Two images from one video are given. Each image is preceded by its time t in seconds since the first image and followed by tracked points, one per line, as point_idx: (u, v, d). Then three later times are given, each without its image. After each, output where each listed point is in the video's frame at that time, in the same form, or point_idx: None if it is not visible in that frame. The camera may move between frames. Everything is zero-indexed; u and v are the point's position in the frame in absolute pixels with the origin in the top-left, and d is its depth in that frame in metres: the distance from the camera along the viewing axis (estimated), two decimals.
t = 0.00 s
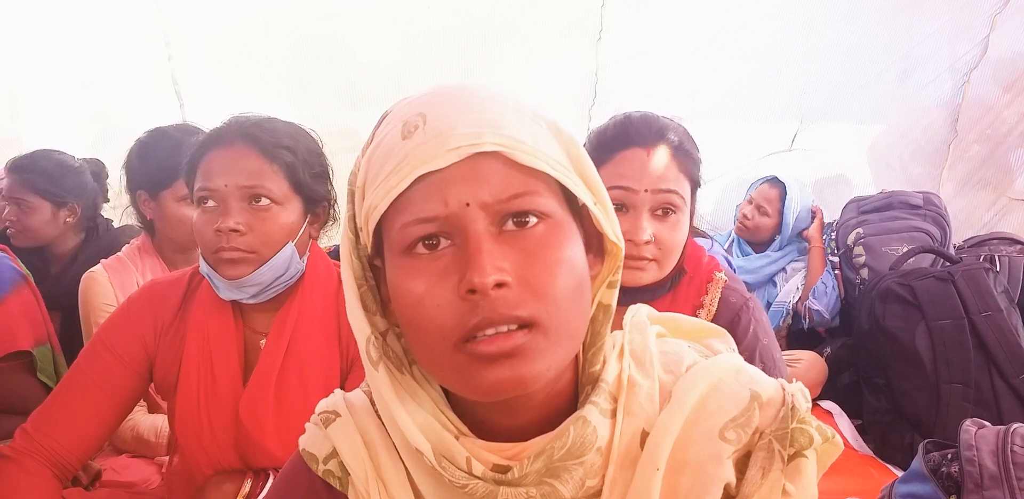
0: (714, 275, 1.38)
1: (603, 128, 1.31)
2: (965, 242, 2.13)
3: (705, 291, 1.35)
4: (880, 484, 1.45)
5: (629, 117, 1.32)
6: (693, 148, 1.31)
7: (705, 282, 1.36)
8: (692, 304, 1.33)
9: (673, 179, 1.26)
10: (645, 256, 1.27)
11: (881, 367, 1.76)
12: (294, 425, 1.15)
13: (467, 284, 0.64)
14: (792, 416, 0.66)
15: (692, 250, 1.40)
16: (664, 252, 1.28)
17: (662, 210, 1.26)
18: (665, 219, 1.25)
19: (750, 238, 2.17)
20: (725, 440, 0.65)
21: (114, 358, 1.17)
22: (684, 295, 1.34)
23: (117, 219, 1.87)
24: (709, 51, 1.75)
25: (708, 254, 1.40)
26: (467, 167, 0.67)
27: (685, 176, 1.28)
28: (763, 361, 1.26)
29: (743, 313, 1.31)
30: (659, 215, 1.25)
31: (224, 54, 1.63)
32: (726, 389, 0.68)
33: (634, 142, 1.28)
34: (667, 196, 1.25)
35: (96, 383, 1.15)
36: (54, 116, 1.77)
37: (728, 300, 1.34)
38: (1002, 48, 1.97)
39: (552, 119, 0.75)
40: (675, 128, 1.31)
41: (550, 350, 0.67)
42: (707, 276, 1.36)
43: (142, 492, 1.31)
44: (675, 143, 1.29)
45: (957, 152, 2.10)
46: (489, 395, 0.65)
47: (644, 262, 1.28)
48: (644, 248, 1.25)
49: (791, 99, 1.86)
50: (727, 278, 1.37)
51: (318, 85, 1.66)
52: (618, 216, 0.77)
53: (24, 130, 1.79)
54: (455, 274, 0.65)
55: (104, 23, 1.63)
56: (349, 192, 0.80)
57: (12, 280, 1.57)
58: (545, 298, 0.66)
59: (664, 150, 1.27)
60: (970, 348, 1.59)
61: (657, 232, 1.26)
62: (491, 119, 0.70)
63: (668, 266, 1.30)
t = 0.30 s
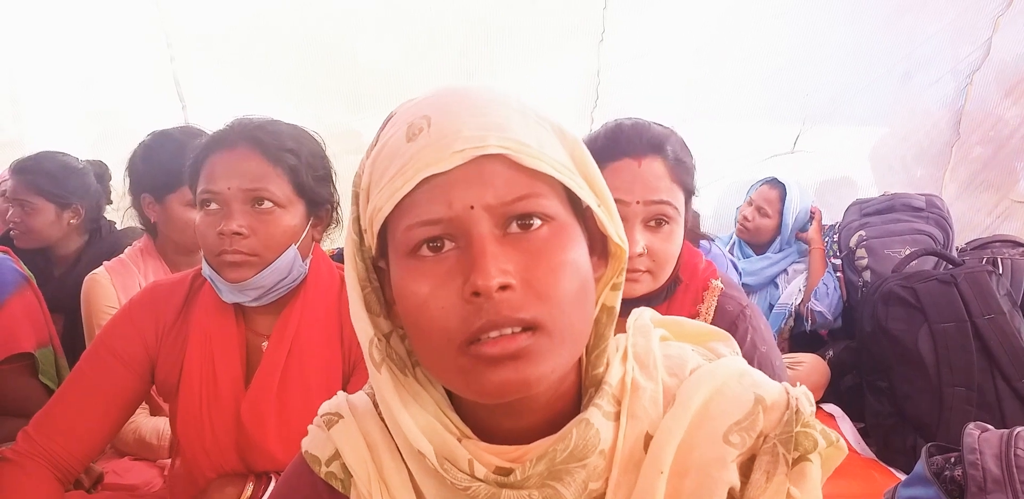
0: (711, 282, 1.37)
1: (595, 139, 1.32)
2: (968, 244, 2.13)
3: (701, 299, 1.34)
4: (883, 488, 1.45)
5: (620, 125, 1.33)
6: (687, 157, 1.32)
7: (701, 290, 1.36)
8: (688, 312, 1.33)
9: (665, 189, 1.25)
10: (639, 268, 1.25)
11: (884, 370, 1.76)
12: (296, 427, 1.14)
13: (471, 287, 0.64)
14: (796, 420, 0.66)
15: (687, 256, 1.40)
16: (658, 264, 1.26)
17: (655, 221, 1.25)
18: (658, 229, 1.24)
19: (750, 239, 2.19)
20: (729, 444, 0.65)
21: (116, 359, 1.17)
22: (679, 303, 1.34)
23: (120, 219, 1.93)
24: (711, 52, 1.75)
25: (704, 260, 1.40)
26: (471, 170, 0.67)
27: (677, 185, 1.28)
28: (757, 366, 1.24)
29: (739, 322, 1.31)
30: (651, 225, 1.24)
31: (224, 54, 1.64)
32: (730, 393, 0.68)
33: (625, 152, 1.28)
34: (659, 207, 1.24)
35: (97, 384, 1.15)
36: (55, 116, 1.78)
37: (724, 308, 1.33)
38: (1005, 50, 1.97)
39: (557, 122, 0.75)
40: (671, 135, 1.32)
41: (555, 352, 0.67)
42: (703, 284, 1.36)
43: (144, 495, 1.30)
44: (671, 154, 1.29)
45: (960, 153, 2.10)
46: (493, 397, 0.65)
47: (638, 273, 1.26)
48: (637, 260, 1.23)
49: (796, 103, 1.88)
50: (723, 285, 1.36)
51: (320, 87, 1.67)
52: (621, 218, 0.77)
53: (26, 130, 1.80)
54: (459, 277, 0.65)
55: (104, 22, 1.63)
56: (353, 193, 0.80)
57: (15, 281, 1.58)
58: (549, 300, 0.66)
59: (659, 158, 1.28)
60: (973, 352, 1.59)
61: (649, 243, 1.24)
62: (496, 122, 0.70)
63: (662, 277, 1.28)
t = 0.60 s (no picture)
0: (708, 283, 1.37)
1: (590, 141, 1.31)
2: (967, 243, 2.13)
3: (699, 300, 1.35)
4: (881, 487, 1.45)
5: (615, 125, 1.33)
6: (683, 160, 1.33)
7: (698, 290, 1.36)
8: (686, 312, 1.34)
9: (660, 191, 1.25)
10: (634, 272, 1.25)
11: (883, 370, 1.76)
12: (297, 427, 1.14)
13: (482, 277, 0.63)
14: (797, 417, 0.66)
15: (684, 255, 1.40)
16: (654, 267, 1.26)
17: (649, 223, 1.25)
18: (653, 232, 1.24)
19: (750, 238, 2.17)
20: (731, 442, 0.65)
21: (115, 356, 1.17)
22: (676, 305, 1.35)
23: (120, 218, 1.90)
24: (711, 52, 1.76)
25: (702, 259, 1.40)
26: (475, 161, 0.67)
27: (673, 187, 1.28)
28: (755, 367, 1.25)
29: (736, 323, 1.30)
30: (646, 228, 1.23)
31: (224, 54, 1.64)
32: (730, 391, 0.68)
33: (619, 155, 1.28)
34: (654, 209, 1.24)
35: (97, 382, 1.15)
36: (55, 115, 1.77)
37: (722, 309, 1.34)
38: (1005, 50, 1.98)
39: (554, 119, 0.75)
40: (666, 135, 1.32)
41: (570, 347, 0.67)
42: (700, 284, 1.36)
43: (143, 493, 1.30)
44: (667, 157, 1.29)
45: (959, 152, 2.10)
46: (509, 394, 0.65)
47: (635, 277, 1.27)
48: (633, 263, 1.24)
49: (795, 103, 1.88)
50: (721, 286, 1.36)
51: (320, 87, 1.67)
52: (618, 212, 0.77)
53: (27, 129, 1.80)
54: (469, 270, 0.65)
55: (105, 22, 1.63)
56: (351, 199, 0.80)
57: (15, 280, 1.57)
58: (559, 292, 0.66)
59: (654, 159, 1.28)
60: (972, 351, 1.59)
61: (644, 246, 1.25)
62: (496, 116, 0.70)
63: (658, 280, 1.28)
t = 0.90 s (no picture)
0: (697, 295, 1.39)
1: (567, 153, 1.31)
2: (967, 243, 2.13)
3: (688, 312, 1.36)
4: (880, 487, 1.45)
5: (590, 139, 1.32)
6: (660, 173, 1.32)
7: (687, 303, 1.37)
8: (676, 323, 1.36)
9: (638, 208, 1.26)
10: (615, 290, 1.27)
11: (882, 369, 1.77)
12: (298, 427, 1.14)
13: (476, 282, 0.64)
14: (795, 418, 0.66)
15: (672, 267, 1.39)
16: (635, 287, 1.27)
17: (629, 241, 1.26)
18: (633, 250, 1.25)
19: (758, 238, 2.17)
20: (730, 441, 0.65)
21: (115, 358, 1.17)
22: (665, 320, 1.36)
23: (121, 220, 1.82)
24: (711, 52, 1.76)
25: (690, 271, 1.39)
26: (474, 166, 0.67)
27: (652, 203, 1.28)
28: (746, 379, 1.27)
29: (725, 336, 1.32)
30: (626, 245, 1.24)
31: (224, 54, 1.65)
32: (729, 390, 0.68)
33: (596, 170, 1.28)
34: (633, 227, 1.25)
35: (97, 383, 1.15)
36: (55, 116, 1.75)
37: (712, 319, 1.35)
38: (1004, 49, 1.98)
39: (557, 119, 0.75)
40: (645, 148, 1.31)
41: (558, 351, 0.67)
42: (688, 297, 1.37)
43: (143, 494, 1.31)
44: (643, 171, 1.29)
45: (958, 152, 2.09)
46: (499, 394, 0.65)
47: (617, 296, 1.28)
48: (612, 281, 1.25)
49: (791, 102, 1.87)
50: (709, 299, 1.37)
51: (317, 89, 1.67)
52: (622, 216, 0.77)
53: (24, 130, 1.78)
54: (464, 272, 0.65)
55: (106, 24, 1.65)
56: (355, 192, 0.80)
57: (13, 280, 1.57)
58: (551, 297, 0.66)
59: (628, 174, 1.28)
60: (970, 351, 1.59)
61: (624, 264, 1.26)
62: (498, 120, 0.70)
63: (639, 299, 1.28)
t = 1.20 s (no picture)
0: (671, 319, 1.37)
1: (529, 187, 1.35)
2: (964, 241, 2.13)
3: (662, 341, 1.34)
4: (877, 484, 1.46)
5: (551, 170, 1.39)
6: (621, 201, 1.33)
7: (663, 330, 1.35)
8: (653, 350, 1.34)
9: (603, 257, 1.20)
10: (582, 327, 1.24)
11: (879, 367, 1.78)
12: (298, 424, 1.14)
13: (473, 270, 0.62)
14: (792, 413, 0.65)
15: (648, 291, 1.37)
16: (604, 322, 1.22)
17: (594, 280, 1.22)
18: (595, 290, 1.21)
19: (761, 242, 2.21)
20: (726, 436, 0.64)
21: (115, 356, 1.17)
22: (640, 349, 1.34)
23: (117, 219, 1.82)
24: (711, 51, 1.77)
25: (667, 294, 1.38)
26: (473, 156, 0.66)
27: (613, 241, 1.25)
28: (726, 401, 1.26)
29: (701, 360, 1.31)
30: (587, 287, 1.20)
31: (223, 54, 1.66)
32: (726, 386, 0.68)
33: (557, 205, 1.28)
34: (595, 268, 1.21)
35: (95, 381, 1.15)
36: (55, 116, 1.75)
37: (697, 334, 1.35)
38: (1001, 47, 1.98)
39: (558, 116, 0.74)
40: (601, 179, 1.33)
41: (553, 337, 0.65)
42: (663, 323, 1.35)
43: (139, 492, 1.30)
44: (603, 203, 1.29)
45: (955, 150, 2.10)
46: (494, 381, 0.63)
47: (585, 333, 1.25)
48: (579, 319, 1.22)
49: (791, 100, 1.90)
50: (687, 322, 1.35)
51: (315, 88, 1.68)
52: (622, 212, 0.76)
53: (24, 129, 1.78)
54: (462, 261, 0.64)
55: (105, 25, 1.65)
56: (357, 186, 0.79)
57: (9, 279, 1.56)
58: (550, 287, 0.64)
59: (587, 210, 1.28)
60: (968, 348, 1.59)
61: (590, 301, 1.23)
62: (499, 113, 0.69)
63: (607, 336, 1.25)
